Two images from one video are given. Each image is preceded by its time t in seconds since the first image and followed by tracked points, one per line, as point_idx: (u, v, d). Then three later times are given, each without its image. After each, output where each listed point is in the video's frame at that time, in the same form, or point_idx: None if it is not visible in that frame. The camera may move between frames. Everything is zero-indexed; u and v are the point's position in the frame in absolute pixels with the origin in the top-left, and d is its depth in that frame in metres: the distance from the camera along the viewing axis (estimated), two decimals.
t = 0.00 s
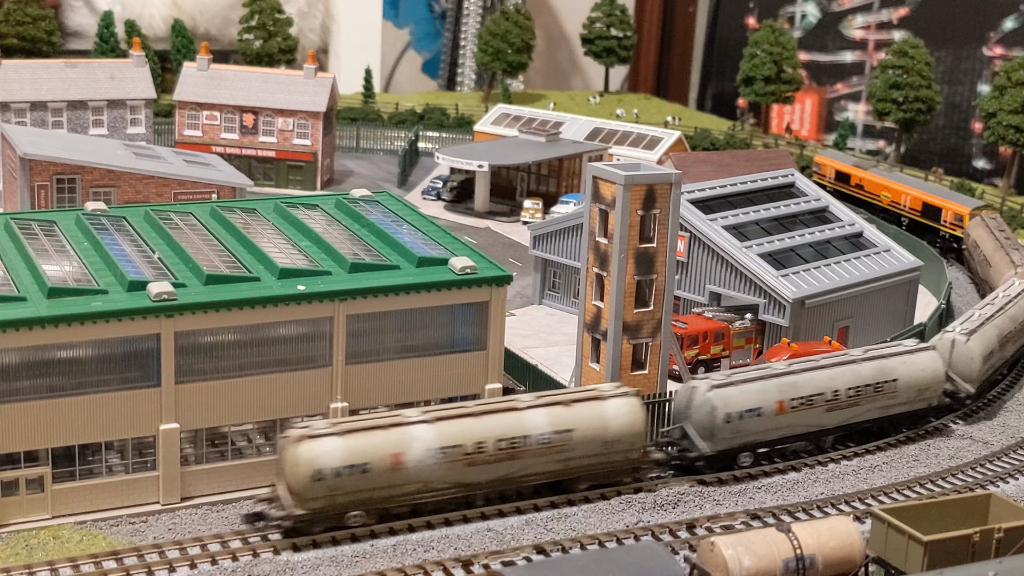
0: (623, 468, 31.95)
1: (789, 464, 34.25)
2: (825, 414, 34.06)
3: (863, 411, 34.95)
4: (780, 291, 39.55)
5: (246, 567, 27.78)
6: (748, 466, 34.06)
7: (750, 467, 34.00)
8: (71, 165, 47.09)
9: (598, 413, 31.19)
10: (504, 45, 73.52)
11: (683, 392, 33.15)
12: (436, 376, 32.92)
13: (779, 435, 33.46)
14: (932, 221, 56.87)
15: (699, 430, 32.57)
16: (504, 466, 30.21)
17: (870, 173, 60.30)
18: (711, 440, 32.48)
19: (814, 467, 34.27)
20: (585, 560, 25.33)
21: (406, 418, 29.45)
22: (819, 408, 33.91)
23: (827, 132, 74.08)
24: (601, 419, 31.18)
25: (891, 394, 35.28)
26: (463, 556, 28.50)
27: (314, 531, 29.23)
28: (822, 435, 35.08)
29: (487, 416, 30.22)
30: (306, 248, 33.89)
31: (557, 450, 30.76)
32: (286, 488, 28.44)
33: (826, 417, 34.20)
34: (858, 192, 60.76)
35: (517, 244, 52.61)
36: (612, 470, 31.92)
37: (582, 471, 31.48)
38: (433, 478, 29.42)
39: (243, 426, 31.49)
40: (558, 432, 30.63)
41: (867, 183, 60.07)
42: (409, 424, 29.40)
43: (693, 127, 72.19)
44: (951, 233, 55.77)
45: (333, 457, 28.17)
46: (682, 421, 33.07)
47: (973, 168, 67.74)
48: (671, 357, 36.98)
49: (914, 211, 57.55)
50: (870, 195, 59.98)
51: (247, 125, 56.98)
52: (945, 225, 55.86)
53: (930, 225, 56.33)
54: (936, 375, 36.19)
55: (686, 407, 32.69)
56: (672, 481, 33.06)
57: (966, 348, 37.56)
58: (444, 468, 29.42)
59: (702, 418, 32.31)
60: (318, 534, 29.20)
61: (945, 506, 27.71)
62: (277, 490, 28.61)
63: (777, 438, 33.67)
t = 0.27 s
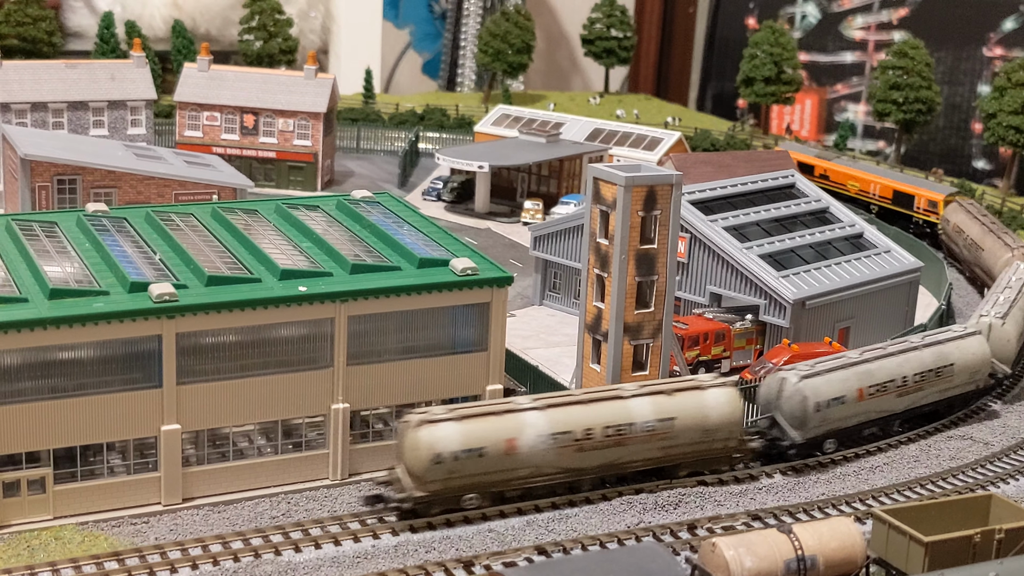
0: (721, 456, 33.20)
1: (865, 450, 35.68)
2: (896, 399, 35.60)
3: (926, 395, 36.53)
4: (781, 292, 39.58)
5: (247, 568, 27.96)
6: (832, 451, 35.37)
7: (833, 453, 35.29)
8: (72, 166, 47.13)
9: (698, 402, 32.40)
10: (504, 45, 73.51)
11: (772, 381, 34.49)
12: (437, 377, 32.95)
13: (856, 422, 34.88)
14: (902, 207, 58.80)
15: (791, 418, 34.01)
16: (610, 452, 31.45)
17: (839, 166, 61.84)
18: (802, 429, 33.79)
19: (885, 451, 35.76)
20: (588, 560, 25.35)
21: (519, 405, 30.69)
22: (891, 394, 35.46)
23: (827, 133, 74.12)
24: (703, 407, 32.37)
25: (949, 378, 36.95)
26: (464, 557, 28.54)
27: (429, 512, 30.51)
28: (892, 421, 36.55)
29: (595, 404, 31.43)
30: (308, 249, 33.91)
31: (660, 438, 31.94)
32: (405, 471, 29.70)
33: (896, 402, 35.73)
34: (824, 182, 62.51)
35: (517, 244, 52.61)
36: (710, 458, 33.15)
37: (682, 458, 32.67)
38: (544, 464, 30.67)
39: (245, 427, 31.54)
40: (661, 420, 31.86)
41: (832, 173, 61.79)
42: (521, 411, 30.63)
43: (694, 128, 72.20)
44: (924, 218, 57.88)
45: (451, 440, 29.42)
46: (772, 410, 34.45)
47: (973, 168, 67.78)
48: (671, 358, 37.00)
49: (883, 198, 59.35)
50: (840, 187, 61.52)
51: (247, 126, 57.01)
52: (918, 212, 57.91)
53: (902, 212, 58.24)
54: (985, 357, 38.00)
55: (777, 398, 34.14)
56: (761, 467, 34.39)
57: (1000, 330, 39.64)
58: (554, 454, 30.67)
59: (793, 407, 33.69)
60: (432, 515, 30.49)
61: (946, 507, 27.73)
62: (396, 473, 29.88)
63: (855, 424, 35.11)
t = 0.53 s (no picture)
0: (811, 444, 34.24)
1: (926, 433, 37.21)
2: (953, 382, 37.05)
3: (976, 377, 38.09)
4: (783, 293, 39.63)
5: (251, 569, 28.16)
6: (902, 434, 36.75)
7: (902, 436, 36.75)
8: (74, 167, 47.17)
9: (790, 392, 33.43)
10: (505, 46, 73.51)
11: (848, 370, 35.63)
12: (439, 378, 32.99)
13: (923, 406, 36.24)
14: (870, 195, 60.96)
15: (869, 405, 34.99)
16: (709, 440, 32.47)
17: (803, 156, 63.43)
18: (881, 414, 34.95)
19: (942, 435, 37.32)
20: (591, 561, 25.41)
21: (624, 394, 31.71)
22: (949, 377, 36.88)
23: (827, 133, 74.16)
24: (793, 397, 33.39)
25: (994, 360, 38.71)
26: (467, 559, 28.62)
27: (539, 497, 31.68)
28: (947, 405, 38.02)
29: (694, 393, 32.44)
30: (310, 251, 33.95)
31: (755, 427, 32.94)
32: (518, 456, 30.80)
33: (954, 385, 37.21)
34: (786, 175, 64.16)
35: (519, 245, 52.63)
36: (801, 446, 34.20)
37: (774, 446, 33.69)
38: (647, 451, 31.71)
39: (248, 429, 31.59)
40: (757, 409, 32.89)
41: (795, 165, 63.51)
42: (627, 399, 31.68)
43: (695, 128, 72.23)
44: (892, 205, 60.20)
45: (563, 427, 30.51)
46: (848, 398, 35.28)
47: (974, 169, 67.84)
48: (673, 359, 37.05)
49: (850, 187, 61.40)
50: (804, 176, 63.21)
51: (249, 127, 57.03)
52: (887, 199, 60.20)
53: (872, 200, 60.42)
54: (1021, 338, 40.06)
55: (855, 386, 35.03)
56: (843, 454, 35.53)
57: None
58: (657, 441, 31.70)
59: (870, 394, 34.77)
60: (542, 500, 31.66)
61: (947, 508, 27.80)
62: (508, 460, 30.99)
63: (921, 409, 36.49)
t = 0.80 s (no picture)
0: (886, 428, 35.45)
1: (974, 413, 39.17)
2: (996, 362, 38.84)
3: (1009, 358, 40.03)
4: (785, 294, 39.68)
5: (255, 570, 28.20)
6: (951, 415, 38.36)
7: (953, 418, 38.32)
8: (76, 168, 47.22)
9: (870, 378, 34.51)
10: (506, 46, 73.48)
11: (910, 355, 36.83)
12: (442, 379, 33.01)
13: (974, 386, 37.99)
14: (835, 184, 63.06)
15: (933, 389, 36.28)
16: (798, 426, 33.40)
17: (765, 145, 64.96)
18: (944, 397, 36.35)
19: (985, 416, 39.16)
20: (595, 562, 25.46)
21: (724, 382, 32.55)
22: (993, 358, 38.60)
23: (828, 133, 74.18)
24: (874, 383, 34.53)
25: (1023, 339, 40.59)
26: (470, 560, 28.67)
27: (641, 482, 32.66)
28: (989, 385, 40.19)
29: (786, 381, 33.37)
30: (313, 252, 33.98)
31: (840, 412, 34.03)
32: (630, 443, 31.59)
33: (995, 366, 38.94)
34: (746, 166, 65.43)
35: (521, 246, 52.67)
36: (879, 430, 35.38)
37: (856, 431, 34.84)
38: (746, 437, 32.60)
39: (251, 430, 31.62)
40: (842, 395, 33.94)
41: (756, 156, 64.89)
42: (726, 388, 32.51)
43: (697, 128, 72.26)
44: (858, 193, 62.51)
45: (674, 415, 31.30)
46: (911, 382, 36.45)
47: (975, 169, 67.88)
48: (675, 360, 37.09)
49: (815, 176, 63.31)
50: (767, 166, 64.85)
51: (251, 127, 57.05)
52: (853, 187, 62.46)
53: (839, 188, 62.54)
54: None
55: (918, 369, 36.19)
56: (907, 435, 37.03)
57: None
58: (755, 428, 32.63)
59: (936, 378, 36.08)
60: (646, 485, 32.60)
61: (950, 509, 27.84)
62: (620, 446, 31.83)
63: (972, 389, 38.28)
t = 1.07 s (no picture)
0: (955, 408, 37.03)
1: (980, 411, 39.18)
2: None
3: None
4: (792, 292, 39.74)
5: (266, 567, 28.30)
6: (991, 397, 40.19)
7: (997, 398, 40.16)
8: (83, 166, 47.30)
9: (942, 360, 36.00)
10: (511, 45, 73.45)
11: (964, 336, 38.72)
12: (450, 377, 33.04)
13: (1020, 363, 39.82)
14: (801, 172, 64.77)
15: (988, 366, 38.17)
16: (885, 409, 34.72)
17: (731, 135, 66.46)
18: (999, 374, 38.32)
19: None
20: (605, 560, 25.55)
21: (820, 369, 33.82)
22: None
23: (832, 131, 74.20)
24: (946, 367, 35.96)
25: None
26: (481, 556, 28.76)
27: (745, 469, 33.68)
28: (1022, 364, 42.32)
29: (869, 366, 34.65)
30: (322, 250, 34.04)
31: (920, 393, 35.42)
32: (740, 431, 32.66)
33: None
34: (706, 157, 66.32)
35: (527, 244, 52.72)
36: (948, 410, 36.96)
37: (931, 412, 36.26)
38: (842, 421, 33.87)
39: (261, 427, 31.67)
40: (921, 377, 35.33)
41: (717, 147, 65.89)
42: (821, 375, 33.69)
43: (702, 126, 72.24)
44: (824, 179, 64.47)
45: (782, 403, 32.41)
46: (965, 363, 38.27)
47: (979, 167, 67.92)
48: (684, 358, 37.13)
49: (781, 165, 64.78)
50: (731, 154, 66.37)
51: (257, 126, 57.08)
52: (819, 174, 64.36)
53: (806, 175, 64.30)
54: None
55: (974, 351, 38.05)
56: (966, 413, 39.06)
57: None
58: (850, 412, 33.88)
59: (988, 356, 38.07)
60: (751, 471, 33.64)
61: (960, 506, 27.91)
62: (729, 435, 32.88)
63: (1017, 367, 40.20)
